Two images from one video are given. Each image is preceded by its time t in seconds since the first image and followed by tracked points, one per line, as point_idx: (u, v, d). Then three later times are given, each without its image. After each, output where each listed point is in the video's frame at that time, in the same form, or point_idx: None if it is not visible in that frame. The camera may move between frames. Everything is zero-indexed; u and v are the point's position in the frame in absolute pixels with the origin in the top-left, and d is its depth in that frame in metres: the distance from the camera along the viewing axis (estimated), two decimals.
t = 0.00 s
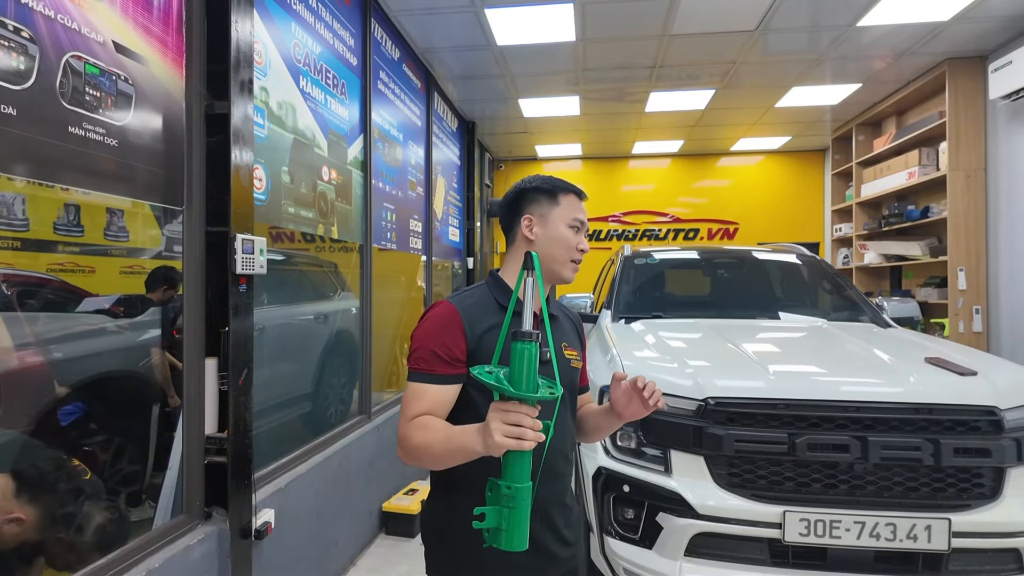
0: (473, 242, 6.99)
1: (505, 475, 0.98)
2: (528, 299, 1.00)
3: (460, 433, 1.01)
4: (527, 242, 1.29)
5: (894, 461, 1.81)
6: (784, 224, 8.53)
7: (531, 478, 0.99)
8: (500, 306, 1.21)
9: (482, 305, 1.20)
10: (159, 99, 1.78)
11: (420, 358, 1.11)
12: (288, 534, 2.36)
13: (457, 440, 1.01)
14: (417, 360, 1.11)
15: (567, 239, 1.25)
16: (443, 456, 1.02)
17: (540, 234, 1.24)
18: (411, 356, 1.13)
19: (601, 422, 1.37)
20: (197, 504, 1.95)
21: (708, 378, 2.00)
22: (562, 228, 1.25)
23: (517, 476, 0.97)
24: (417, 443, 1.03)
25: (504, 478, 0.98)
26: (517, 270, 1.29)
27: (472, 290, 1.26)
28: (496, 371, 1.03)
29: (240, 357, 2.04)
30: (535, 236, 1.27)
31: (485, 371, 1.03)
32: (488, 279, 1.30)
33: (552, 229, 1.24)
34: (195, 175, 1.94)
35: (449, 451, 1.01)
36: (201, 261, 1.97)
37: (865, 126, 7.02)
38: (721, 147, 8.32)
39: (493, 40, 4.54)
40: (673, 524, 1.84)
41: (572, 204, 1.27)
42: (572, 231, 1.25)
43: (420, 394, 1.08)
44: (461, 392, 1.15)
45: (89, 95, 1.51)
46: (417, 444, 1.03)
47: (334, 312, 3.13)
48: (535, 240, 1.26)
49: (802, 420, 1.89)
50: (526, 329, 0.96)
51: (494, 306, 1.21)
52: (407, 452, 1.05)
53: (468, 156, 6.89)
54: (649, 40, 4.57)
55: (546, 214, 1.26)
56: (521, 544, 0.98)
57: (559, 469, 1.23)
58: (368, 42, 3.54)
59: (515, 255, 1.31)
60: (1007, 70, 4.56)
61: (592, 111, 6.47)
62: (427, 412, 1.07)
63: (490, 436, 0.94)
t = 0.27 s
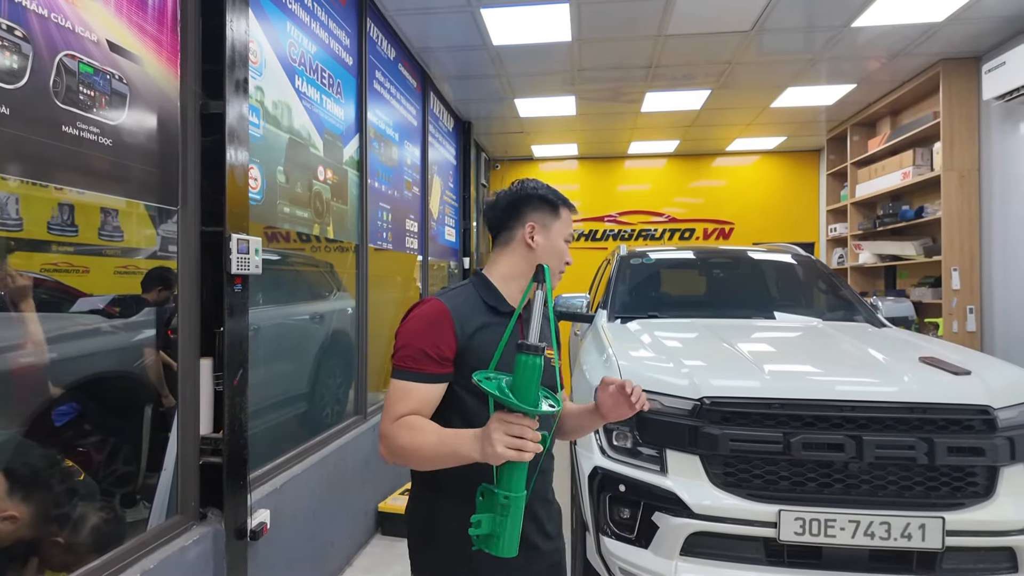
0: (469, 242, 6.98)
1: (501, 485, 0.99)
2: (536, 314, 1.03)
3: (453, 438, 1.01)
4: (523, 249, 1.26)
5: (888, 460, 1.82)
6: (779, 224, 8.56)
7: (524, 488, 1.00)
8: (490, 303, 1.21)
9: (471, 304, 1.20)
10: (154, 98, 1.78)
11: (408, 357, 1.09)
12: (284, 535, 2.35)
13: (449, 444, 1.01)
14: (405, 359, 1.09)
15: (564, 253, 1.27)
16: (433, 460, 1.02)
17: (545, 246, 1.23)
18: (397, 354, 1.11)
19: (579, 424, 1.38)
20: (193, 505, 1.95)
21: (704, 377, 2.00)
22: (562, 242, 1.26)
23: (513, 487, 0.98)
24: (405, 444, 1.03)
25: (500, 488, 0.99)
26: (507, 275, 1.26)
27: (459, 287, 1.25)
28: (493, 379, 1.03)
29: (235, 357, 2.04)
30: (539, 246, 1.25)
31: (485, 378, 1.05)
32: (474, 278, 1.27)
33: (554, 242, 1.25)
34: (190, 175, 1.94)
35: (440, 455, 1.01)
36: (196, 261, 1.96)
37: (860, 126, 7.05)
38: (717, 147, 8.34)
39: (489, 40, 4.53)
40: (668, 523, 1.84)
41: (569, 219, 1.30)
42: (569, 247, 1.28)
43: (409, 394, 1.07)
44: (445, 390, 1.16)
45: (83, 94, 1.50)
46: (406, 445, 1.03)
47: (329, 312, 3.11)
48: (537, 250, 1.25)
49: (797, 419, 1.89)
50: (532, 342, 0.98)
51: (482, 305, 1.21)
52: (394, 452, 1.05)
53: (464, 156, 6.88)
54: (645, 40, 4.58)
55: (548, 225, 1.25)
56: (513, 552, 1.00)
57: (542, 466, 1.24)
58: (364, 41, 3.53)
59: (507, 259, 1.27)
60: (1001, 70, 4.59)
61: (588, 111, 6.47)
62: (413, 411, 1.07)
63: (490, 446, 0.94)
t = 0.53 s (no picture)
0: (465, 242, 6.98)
1: (517, 487, 1.06)
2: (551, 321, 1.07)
3: (458, 445, 1.02)
4: (474, 245, 1.27)
5: (882, 459, 1.82)
6: (775, 225, 8.59)
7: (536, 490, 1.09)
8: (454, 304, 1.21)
9: (441, 305, 1.18)
10: (149, 97, 1.77)
11: (387, 361, 1.05)
12: (279, 536, 2.35)
13: (453, 452, 1.01)
14: (383, 363, 1.06)
15: (515, 247, 1.26)
16: (434, 468, 1.01)
17: (490, 241, 1.24)
18: (373, 360, 1.07)
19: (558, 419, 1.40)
20: (188, 506, 1.94)
21: (699, 377, 2.01)
22: (512, 236, 1.26)
23: (528, 489, 1.06)
24: (399, 454, 1.00)
25: (518, 491, 1.06)
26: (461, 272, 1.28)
27: (422, 287, 1.22)
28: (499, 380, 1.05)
29: (230, 357, 2.03)
30: (487, 241, 1.26)
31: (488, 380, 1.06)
32: (432, 276, 1.28)
33: (503, 236, 1.25)
34: (185, 174, 1.93)
35: (442, 463, 1.01)
36: (191, 261, 1.96)
37: (854, 127, 7.08)
38: (712, 147, 8.37)
39: (486, 40, 4.53)
40: (664, 523, 1.85)
41: (522, 214, 1.28)
42: (519, 241, 1.26)
43: (392, 401, 1.04)
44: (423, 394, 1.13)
45: (78, 94, 1.49)
46: (402, 456, 1.00)
47: (325, 313, 3.09)
48: (485, 244, 1.26)
49: (793, 419, 1.90)
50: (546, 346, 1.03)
51: (448, 306, 1.20)
52: (385, 463, 1.02)
53: (460, 156, 6.88)
54: (641, 41, 4.59)
55: (497, 219, 1.25)
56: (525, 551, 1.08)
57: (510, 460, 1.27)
58: (360, 41, 3.53)
59: (460, 255, 1.29)
60: (994, 72, 4.61)
61: (584, 111, 6.48)
62: (400, 419, 1.04)
63: (515, 450, 0.98)
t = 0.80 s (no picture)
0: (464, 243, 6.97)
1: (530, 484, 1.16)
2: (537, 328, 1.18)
3: (465, 449, 1.01)
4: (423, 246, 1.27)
5: (880, 459, 1.83)
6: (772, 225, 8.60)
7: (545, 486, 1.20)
8: (429, 308, 1.19)
9: (419, 311, 1.16)
10: (147, 97, 1.76)
11: (377, 372, 1.00)
12: (277, 537, 2.34)
13: (462, 457, 1.00)
14: (372, 375, 1.00)
15: (456, 237, 1.21)
16: (444, 475, 0.98)
17: (424, 237, 1.22)
18: (359, 372, 1.00)
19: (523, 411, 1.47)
20: (185, 506, 1.94)
21: (697, 378, 2.01)
22: (448, 226, 1.21)
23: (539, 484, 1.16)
24: (408, 464, 0.96)
25: (530, 488, 1.17)
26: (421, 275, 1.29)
27: (397, 291, 1.18)
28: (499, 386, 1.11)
29: (228, 358, 2.03)
30: (427, 238, 1.24)
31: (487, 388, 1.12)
32: (401, 276, 1.25)
33: (439, 230, 1.22)
34: (183, 174, 1.93)
35: (449, 470, 0.99)
36: (189, 262, 1.96)
37: (852, 128, 7.11)
38: (710, 148, 8.38)
39: (484, 40, 4.53)
40: (663, 523, 1.85)
41: (461, 201, 1.23)
42: (457, 229, 1.21)
43: (388, 411, 0.99)
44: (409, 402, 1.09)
45: (75, 94, 1.49)
46: (411, 466, 0.96)
47: (322, 313, 3.09)
48: (427, 241, 1.24)
49: (791, 420, 1.90)
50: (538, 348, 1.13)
51: (425, 312, 1.18)
52: (390, 476, 0.97)
53: (458, 156, 6.87)
54: (639, 41, 4.59)
55: (433, 214, 1.23)
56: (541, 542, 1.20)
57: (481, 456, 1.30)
58: (358, 41, 3.52)
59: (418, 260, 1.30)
60: (990, 73, 4.63)
61: (582, 112, 6.47)
62: (399, 430, 1.00)
63: (528, 448, 1.03)
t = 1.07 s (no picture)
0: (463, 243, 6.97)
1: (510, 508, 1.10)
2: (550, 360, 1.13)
3: (455, 470, 0.98)
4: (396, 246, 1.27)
5: (881, 460, 1.83)
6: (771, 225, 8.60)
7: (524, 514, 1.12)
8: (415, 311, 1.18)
9: (406, 315, 1.14)
10: (146, 97, 1.76)
11: (364, 386, 0.98)
12: (276, 538, 2.34)
13: (452, 477, 0.98)
14: (360, 388, 0.98)
15: (420, 229, 1.20)
16: (432, 495, 0.97)
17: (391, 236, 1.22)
18: (347, 386, 0.99)
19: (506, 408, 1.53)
20: (185, 507, 1.93)
21: (698, 379, 2.01)
22: (413, 220, 1.21)
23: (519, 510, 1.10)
24: (395, 482, 0.95)
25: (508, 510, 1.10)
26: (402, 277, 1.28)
27: (383, 296, 1.16)
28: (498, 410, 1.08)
29: (228, 358, 2.03)
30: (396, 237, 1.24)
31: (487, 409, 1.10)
32: (385, 279, 1.24)
33: (404, 226, 1.22)
34: (183, 174, 1.92)
35: (439, 489, 0.97)
36: (189, 262, 1.95)
37: (851, 128, 7.11)
38: (709, 148, 8.38)
39: (484, 41, 4.53)
40: (663, 524, 1.85)
41: (420, 193, 1.22)
42: (419, 220, 1.20)
43: (377, 426, 0.97)
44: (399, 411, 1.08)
45: (75, 94, 1.48)
46: (399, 484, 0.95)
47: (322, 313, 3.08)
48: (396, 240, 1.24)
49: (792, 420, 1.90)
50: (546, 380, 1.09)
51: (409, 314, 1.17)
52: (378, 493, 0.96)
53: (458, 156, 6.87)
54: (639, 42, 4.59)
55: (397, 213, 1.24)
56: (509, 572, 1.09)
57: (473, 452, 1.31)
58: (357, 41, 3.52)
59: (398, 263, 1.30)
60: (990, 74, 4.64)
61: (581, 112, 6.47)
62: (387, 444, 0.98)
63: (521, 476, 1.00)
